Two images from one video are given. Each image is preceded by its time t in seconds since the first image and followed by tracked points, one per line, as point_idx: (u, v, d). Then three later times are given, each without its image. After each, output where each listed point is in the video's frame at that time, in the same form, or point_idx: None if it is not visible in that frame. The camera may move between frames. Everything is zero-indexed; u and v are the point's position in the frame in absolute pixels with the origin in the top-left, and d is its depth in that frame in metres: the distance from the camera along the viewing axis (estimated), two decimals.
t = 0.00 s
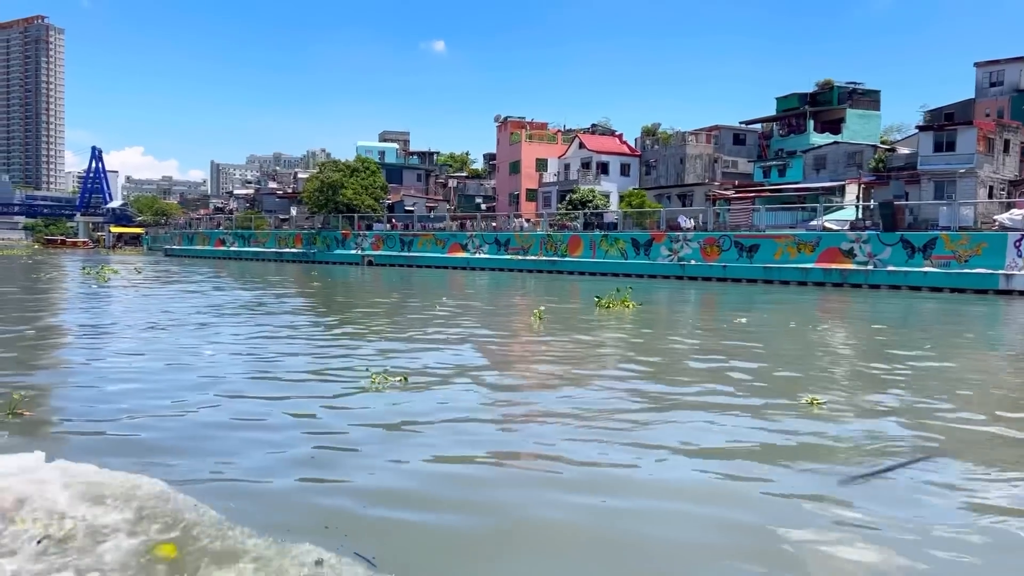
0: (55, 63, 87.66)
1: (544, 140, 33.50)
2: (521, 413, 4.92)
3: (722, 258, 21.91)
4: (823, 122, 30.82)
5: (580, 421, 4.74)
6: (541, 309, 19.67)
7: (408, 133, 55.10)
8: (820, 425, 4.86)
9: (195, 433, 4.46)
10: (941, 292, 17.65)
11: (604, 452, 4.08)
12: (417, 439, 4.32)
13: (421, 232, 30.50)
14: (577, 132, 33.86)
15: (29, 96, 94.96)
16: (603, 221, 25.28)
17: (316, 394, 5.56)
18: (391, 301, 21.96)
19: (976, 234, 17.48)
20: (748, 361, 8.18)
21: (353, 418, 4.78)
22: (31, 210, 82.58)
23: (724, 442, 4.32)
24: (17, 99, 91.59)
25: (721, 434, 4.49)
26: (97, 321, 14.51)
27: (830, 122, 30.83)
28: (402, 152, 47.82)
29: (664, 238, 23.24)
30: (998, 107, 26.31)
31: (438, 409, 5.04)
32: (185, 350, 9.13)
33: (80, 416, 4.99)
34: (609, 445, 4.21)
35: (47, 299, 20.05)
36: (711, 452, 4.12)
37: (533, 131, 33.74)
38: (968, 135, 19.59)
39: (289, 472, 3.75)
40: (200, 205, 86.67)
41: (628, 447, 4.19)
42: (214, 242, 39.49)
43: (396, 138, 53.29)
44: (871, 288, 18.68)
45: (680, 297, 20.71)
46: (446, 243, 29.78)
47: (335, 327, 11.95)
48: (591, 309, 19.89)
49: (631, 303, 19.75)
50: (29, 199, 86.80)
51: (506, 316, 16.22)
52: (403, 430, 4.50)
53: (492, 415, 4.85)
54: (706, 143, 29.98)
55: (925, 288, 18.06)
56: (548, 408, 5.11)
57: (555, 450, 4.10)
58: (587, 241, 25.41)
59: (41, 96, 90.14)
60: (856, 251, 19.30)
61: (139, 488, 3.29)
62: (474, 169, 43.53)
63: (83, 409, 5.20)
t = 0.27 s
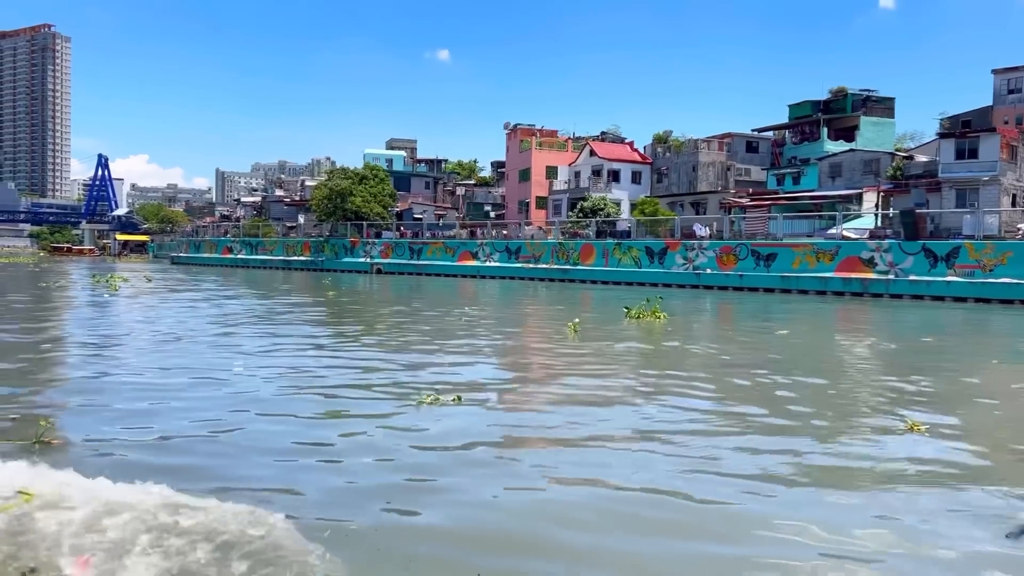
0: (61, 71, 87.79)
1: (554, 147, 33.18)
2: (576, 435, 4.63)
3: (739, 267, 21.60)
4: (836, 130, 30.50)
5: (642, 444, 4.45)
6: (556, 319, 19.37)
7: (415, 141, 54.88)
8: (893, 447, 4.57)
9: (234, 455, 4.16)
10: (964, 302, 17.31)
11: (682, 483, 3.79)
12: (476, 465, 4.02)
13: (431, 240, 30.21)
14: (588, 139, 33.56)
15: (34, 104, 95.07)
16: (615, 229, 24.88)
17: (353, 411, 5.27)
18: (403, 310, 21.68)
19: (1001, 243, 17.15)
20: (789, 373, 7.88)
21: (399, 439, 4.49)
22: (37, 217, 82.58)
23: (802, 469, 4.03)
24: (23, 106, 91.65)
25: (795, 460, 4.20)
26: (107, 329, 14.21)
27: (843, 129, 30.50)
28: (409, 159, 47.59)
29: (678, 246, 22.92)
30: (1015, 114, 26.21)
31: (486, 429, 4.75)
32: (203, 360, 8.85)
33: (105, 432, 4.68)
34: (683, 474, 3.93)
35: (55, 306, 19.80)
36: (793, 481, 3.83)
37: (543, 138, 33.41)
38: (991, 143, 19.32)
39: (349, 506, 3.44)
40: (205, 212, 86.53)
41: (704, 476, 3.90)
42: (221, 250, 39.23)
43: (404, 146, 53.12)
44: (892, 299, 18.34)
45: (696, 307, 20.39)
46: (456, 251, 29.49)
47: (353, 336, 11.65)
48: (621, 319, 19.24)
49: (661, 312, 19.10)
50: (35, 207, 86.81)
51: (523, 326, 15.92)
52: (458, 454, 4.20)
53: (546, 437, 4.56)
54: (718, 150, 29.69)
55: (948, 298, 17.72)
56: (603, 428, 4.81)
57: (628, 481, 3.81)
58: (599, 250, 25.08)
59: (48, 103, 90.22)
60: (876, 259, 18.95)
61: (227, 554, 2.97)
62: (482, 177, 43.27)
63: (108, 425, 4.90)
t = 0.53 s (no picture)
0: (67, 81, 87.93)
1: (564, 156, 32.91)
2: (638, 461, 4.32)
3: (756, 276, 21.27)
4: (850, 138, 30.21)
5: (709, 473, 4.14)
6: (572, 330, 19.04)
7: (422, 150, 54.68)
8: (976, 473, 4.25)
9: (275, 484, 3.85)
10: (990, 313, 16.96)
11: (769, 517, 3.47)
12: (538, 497, 3.70)
13: (441, 249, 29.92)
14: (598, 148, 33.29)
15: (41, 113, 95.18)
16: (629, 238, 24.55)
17: (391, 433, 4.95)
18: (415, 320, 21.40)
19: None
20: (832, 388, 7.56)
21: (448, 465, 4.19)
22: (43, 226, 82.54)
23: (889, 500, 3.72)
24: (30, 115, 91.79)
25: (877, 490, 3.89)
26: (116, 341, 13.91)
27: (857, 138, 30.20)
28: (416, 168, 47.39)
29: (694, 255, 22.59)
30: None
31: (538, 454, 4.44)
32: (220, 375, 8.55)
33: (131, 456, 4.37)
34: (765, 506, 3.61)
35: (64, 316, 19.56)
36: (885, 514, 3.52)
37: (554, 147, 33.15)
38: (1015, 151, 19.29)
39: (410, 545, 3.13)
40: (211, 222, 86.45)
41: (788, 509, 3.58)
42: (229, 259, 38.99)
43: (411, 155, 52.94)
44: (915, 309, 17.99)
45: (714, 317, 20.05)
46: (466, 260, 29.18)
47: (371, 348, 11.35)
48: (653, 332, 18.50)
49: (695, 325, 18.36)
50: (41, 216, 86.79)
51: (541, 337, 15.60)
52: (515, 484, 3.88)
53: (609, 464, 4.26)
54: (731, 159, 29.40)
55: (973, 309, 17.38)
56: (662, 454, 4.50)
57: (712, 515, 3.50)
58: (613, 259, 24.73)
59: (54, 113, 90.31)
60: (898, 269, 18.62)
61: None
62: (491, 186, 43.05)
63: (132, 447, 4.59)
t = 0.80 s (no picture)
0: (74, 90, 88.02)
1: (575, 164, 32.62)
2: (710, 495, 4.02)
3: (774, 286, 20.93)
4: (864, 146, 29.88)
5: (789, 508, 3.82)
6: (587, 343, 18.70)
7: (430, 158, 54.46)
8: None
9: (332, 521, 3.55)
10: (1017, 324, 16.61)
11: (879, 564, 3.13)
12: (615, 542, 3.37)
13: (451, 258, 29.61)
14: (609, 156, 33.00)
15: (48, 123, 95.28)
16: (642, 247, 24.16)
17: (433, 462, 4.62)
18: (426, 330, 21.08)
19: None
20: (878, 405, 7.21)
21: (505, 501, 3.86)
22: (49, 235, 82.51)
23: (992, 542, 3.42)
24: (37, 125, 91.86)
25: (975, 530, 3.58)
26: (126, 352, 13.63)
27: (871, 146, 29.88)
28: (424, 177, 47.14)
29: (710, 265, 22.25)
30: None
31: (597, 488, 4.10)
32: (236, 390, 8.22)
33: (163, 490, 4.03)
34: (865, 549, 3.28)
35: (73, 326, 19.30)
36: (997, 560, 3.22)
37: (564, 155, 32.86)
38: None
39: None
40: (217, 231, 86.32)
41: (900, 555, 3.24)
42: (236, 269, 38.72)
43: (418, 163, 52.73)
44: (939, 320, 17.64)
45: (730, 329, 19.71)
46: (476, 270, 28.85)
47: (388, 361, 11.01)
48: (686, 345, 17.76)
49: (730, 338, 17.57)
50: (47, 225, 86.78)
51: (559, 351, 15.29)
52: (585, 522, 3.55)
53: (685, 498, 3.95)
54: (744, 167, 29.10)
55: (999, 320, 17.02)
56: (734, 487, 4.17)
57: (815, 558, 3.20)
58: (626, 268, 24.36)
59: (61, 122, 90.38)
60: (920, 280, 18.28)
61: None
62: (499, 195, 42.78)
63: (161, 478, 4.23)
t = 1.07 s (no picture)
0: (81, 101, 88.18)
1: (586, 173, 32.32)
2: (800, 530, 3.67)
3: (793, 296, 20.56)
4: (879, 154, 29.55)
5: (893, 551, 3.44)
6: (603, 353, 18.35)
7: (438, 167, 54.22)
8: None
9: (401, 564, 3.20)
10: None
11: None
12: None
13: (461, 268, 29.29)
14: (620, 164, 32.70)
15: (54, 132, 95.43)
16: (657, 256, 23.86)
17: (481, 490, 4.22)
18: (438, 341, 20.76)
19: None
20: (929, 423, 6.87)
21: (587, 536, 3.51)
22: (55, 244, 82.50)
23: None
24: (44, 135, 92.08)
25: None
26: (137, 363, 13.32)
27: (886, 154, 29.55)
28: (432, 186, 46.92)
29: (726, 274, 21.91)
30: None
31: (679, 521, 3.75)
32: (253, 400, 7.87)
33: (194, 524, 3.61)
34: None
35: (81, 336, 19.03)
36: None
37: (575, 163, 32.56)
38: None
39: None
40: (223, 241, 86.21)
41: None
42: (244, 278, 38.46)
43: (426, 172, 52.54)
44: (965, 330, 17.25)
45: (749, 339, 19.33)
46: (487, 279, 28.52)
47: (407, 373, 10.68)
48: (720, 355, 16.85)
49: (768, 351, 16.52)
50: (54, 235, 86.80)
51: (578, 363, 14.95)
52: (683, 566, 3.20)
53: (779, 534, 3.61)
54: (758, 175, 28.79)
55: None
56: (821, 524, 3.78)
57: None
58: (640, 277, 23.99)
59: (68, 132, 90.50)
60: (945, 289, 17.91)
61: None
62: (508, 204, 42.51)
63: (190, 507, 3.82)
